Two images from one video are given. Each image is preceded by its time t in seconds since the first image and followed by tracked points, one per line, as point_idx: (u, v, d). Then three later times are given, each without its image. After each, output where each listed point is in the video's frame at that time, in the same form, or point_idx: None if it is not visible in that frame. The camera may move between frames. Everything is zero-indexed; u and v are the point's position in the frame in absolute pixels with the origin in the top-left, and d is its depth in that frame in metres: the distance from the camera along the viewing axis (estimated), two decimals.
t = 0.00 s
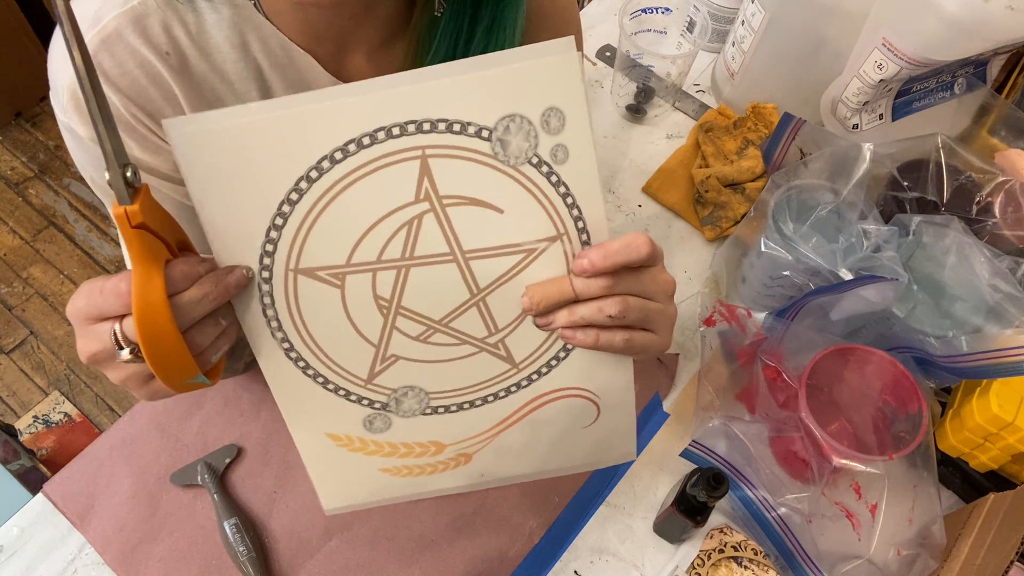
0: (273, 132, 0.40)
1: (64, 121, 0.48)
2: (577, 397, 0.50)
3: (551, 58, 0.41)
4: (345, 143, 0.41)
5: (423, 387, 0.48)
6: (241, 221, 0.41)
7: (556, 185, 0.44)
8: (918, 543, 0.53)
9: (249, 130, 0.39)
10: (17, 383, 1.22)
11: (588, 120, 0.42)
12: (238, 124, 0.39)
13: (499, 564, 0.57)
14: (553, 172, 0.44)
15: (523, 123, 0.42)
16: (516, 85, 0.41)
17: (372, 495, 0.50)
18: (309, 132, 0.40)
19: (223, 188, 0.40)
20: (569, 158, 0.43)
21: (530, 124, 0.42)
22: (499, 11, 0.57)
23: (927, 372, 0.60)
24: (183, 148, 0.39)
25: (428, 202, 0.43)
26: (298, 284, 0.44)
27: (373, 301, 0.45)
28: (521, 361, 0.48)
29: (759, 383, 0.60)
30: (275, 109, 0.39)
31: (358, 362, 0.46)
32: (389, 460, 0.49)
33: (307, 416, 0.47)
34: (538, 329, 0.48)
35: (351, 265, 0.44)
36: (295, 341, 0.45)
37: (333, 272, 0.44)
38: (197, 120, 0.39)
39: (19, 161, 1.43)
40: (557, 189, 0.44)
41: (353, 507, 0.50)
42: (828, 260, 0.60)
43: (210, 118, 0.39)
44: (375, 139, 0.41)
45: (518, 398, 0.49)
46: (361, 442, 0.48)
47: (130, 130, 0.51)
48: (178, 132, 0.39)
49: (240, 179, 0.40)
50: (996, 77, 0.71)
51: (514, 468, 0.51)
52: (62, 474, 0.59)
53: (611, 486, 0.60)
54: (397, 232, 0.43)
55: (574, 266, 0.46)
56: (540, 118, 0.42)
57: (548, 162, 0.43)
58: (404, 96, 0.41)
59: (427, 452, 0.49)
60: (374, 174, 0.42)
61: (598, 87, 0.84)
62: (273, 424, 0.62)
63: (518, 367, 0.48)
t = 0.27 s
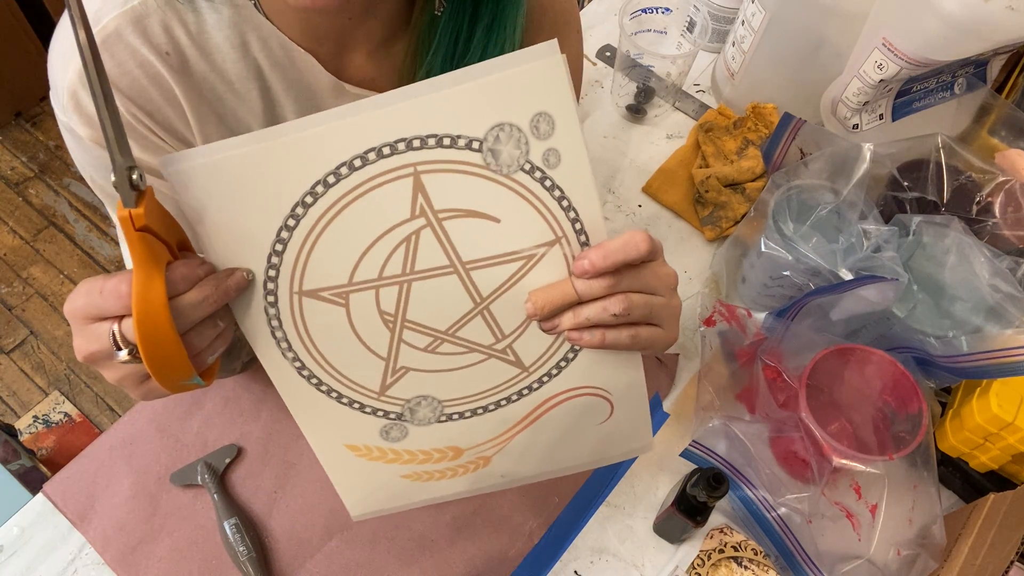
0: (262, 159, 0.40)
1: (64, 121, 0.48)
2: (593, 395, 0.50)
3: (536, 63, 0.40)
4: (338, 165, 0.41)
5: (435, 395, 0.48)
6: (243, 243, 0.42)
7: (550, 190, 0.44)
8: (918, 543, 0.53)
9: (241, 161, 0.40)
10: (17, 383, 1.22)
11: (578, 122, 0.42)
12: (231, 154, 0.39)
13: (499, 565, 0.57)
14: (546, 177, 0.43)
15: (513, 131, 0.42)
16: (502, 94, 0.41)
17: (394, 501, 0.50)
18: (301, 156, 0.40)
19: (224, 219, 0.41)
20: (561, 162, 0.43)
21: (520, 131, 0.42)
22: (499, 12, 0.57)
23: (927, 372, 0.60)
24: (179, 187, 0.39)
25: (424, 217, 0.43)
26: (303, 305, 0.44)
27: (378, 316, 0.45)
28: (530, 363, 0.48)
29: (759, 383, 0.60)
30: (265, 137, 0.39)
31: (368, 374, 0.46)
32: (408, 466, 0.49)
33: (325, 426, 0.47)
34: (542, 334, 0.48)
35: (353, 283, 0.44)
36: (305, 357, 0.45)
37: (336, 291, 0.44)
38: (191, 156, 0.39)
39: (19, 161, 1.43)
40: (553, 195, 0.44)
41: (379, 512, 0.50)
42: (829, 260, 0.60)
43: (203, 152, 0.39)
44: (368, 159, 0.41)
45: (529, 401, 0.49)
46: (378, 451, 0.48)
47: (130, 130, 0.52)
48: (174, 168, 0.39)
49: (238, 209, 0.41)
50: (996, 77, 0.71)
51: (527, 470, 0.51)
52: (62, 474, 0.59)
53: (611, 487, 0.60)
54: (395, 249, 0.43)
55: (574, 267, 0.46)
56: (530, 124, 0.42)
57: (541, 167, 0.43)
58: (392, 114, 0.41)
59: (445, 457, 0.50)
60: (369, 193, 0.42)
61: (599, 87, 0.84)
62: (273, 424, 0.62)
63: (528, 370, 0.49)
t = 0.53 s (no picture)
0: (249, 172, 0.40)
1: (64, 122, 0.48)
2: (597, 391, 0.50)
3: (515, 60, 0.40)
4: (326, 174, 0.41)
5: (439, 398, 0.48)
6: (240, 251, 0.42)
7: (540, 186, 0.44)
8: (918, 543, 0.53)
9: (229, 175, 0.40)
10: (17, 383, 1.22)
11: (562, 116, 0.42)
12: (219, 169, 0.39)
13: (499, 565, 0.57)
14: (535, 174, 0.43)
15: (498, 129, 0.42)
16: (484, 94, 0.41)
17: (405, 508, 0.50)
18: (290, 165, 0.40)
19: (217, 235, 0.41)
20: (549, 158, 0.43)
21: (506, 130, 0.42)
22: (498, 11, 0.57)
23: (927, 372, 0.60)
24: (170, 209, 0.40)
25: (416, 221, 0.43)
26: (300, 315, 0.44)
27: (376, 322, 0.45)
28: (531, 361, 0.49)
29: (759, 383, 0.60)
30: (252, 150, 0.40)
31: (370, 381, 0.46)
32: (417, 471, 0.49)
33: (331, 434, 0.47)
34: (541, 329, 0.48)
35: (349, 290, 0.44)
36: (305, 366, 0.45)
37: (332, 299, 0.44)
38: (179, 174, 0.39)
39: (19, 161, 1.43)
40: (544, 193, 0.44)
41: (391, 518, 0.50)
42: (829, 261, 0.60)
43: (191, 169, 0.39)
44: (356, 165, 0.41)
45: (531, 400, 0.49)
46: (385, 457, 0.48)
47: (129, 131, 0.52)
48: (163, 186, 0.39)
49: (231, 223, 0.41)
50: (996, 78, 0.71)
51: (532, 468, 0.51)
52: (62, 475, 0.59)
53: (611, 487, 0.60)
54: (389, 254, 0.43)
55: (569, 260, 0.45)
56: (515, 122, 0.42)
57: (529, 165, 0.43)
58: (376, 119, 0.41)
59: (452, 461, 0.49)
60: (360, 199, 0.42)
61: (599, 87, 0.84)
62: (274, 424, 0.62)
63: (530, 369, 0.49)
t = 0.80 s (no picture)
0: (242, 179, 0.40)
1: (64, 123, 0.48)
2: (598, 390, 0.50)
3: (504, 61, 0.41)
4: (319, 180, 0.41)
5: (440, 402, 0.48)
6: (238, 255, 0.41)
7: (534, 186, 0.44)
8: (919, 543, 0.53)
9: (223, 184, 0.40)
10: (17, 383, 1.22)
11: (553, 114, 0.42)
12: (213, 179, 0.40)
13: (499, 565, 0.57)
14: (528, 174, 0.43)
15: (490, 130, 0.42)
16: (474, 95, 0.41)
17: (409, 514, 0.49)
18: (283, 173, 0.40)
19: (214, 246, 0.41)
20: (542, 157, 0.43)
21: (497, 131, 0.42)
22: (497, 11, 0.57)
23: (928, 372, 0.60)
24: (166, 221, 0.39)
25: (410, 225, 0.43)
26: (298, 323, 0.44)
27: (374, 327, 0.45)
28: (531, 362, 0.49)
29: (759, 383, 0.59)
30: (245, 159, 0.40)
31: (369, 387, 0.46)
32: (421, 476, 0.49)
33: (332, 441, 0.46)
34: (540, 328, 0.48)
35: (346, 296, 0.44)
36: (304, 373, 0.45)
37: (329, 306, 0.44)
38: (174, 186, 0.39)
39: (19, 161, 1.43)
40: (538, 192, 0.44)
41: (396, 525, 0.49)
42: (829, 261, 0.60)
43: (185, 180, 0.39)
44: (349, 171, 0.41)
45: (532, 401, 0.49)
46: (388, 463, 0.48)
47: (129, 132, 0.52)
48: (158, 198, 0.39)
49: (227, 233, 0.41)
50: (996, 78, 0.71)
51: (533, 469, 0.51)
52: (62, 475, 0.59)
53: (611, 487, 0.60)
54: (385, 259, 0.43)
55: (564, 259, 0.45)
56: (506, 123, 0.42)
57: (521, 165, 0.43)
58: (367, 125, 0.41)
59: (456, 464, 0.49)
60: (354, 204, 0.42)
61: (598, 87, 0.84)
62: (273, 424, 0.62)
63: (530, 369, 0.49)
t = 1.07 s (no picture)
0: (240, 183, 0.40)
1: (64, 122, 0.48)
2: (598, 391, 0.50)
3: (501, 63, 0.41)
4: (317, 183, 0.41)
5: (438, 405, 0.48)
6: (236, 258, 0.41)
7: (532, 187, 0.44)
8: (919, 543, 0.53)
9: (221, 188, 0.40)
10: (17, 382, 1.22)
11: (550, 116, 0.42)
12: (211, 182, 0.40)
13: (499, 565, 0.57)
14: (525, 175, 0.43)
15: (487, 132, 0.42)
16: (471, 98, 0.41)
17: (409, 519, 0.49)
18: (280, 176, 0.40)
19: (212, 250, 0.41)
20: (539, 158, 0.43)
21: (495, 133, 0.42)
22: (497, 11, 0.57)
23: (928, 373, 0.60)
24: (163, 223, 0.39)
25: (408, 228, 0.43)
26: (297, 326, 0.44)
27: (373, 330, 0.45)
28: (530, 364, 0.48)
29: (759, 383, 0.60)
30: (242, 163, 0.40)
31: (368, 391, 0.46)
32: (420, 481, 0.49)
33: (331, 446, 0.46)
34: (540, 330, 0.48)
35: (344, 299, 0.44)
36: (302, 377, 0.44)
37: (328, 310, 0.44)
38: (171, 190, 0.39)
39: (19, 161, 1.43)
40: (536, 194, 0.44)
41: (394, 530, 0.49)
42: (829, 261, 0.60)
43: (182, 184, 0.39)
44: (347, 174, 0.41)
45: (531, 402, 0.49)
46: (387, 468, 0.48)
47: (129, 133, 0.52)
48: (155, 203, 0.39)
49: (225, 237, 0.41)
50: (996, 78, 0.71)
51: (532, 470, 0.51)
52: (63, 475, 0.59)
53: (611, 487, 0.60)
54: (383, 261, 0.43)
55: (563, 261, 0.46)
56: (503, 124, 0.42)
57: (519, 166, 0.43)
58: (364, 128, 0.41)
59: (456, 468, 0.49)
60: (352, 207, 0.42)
61: (599, 87, 0.84)
62: (274, 424, 0.62)
63: (529, 370, 0.49)
